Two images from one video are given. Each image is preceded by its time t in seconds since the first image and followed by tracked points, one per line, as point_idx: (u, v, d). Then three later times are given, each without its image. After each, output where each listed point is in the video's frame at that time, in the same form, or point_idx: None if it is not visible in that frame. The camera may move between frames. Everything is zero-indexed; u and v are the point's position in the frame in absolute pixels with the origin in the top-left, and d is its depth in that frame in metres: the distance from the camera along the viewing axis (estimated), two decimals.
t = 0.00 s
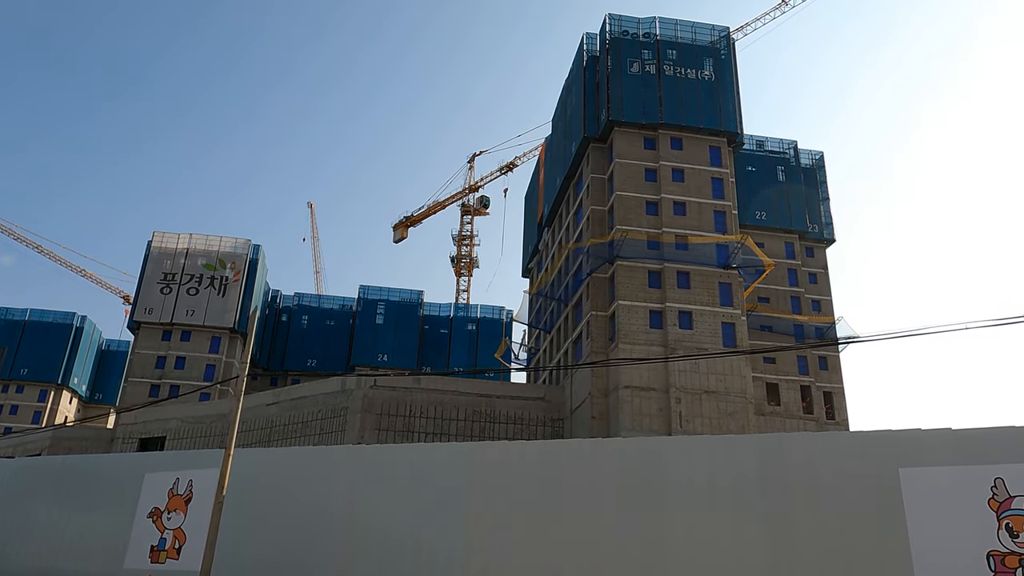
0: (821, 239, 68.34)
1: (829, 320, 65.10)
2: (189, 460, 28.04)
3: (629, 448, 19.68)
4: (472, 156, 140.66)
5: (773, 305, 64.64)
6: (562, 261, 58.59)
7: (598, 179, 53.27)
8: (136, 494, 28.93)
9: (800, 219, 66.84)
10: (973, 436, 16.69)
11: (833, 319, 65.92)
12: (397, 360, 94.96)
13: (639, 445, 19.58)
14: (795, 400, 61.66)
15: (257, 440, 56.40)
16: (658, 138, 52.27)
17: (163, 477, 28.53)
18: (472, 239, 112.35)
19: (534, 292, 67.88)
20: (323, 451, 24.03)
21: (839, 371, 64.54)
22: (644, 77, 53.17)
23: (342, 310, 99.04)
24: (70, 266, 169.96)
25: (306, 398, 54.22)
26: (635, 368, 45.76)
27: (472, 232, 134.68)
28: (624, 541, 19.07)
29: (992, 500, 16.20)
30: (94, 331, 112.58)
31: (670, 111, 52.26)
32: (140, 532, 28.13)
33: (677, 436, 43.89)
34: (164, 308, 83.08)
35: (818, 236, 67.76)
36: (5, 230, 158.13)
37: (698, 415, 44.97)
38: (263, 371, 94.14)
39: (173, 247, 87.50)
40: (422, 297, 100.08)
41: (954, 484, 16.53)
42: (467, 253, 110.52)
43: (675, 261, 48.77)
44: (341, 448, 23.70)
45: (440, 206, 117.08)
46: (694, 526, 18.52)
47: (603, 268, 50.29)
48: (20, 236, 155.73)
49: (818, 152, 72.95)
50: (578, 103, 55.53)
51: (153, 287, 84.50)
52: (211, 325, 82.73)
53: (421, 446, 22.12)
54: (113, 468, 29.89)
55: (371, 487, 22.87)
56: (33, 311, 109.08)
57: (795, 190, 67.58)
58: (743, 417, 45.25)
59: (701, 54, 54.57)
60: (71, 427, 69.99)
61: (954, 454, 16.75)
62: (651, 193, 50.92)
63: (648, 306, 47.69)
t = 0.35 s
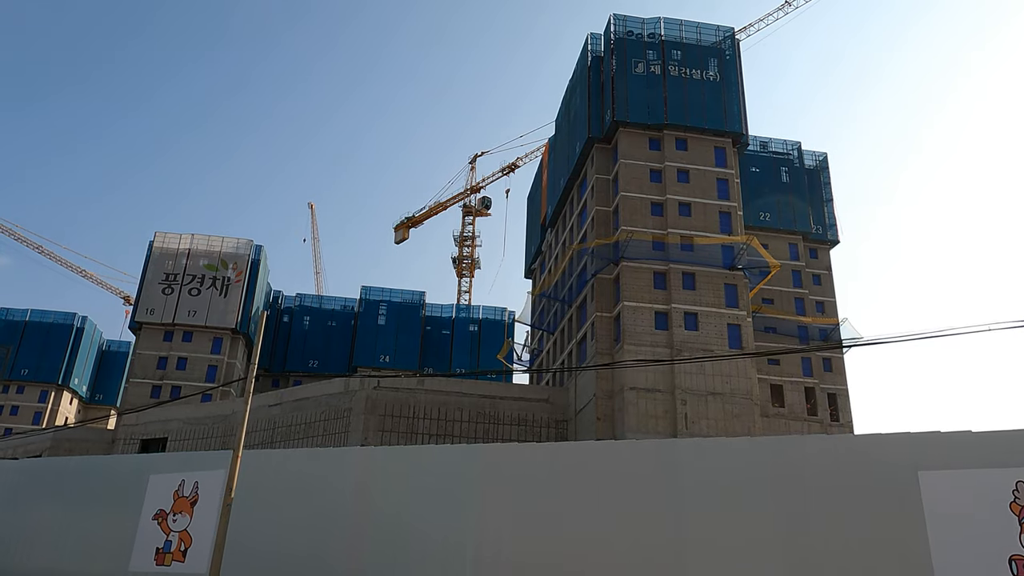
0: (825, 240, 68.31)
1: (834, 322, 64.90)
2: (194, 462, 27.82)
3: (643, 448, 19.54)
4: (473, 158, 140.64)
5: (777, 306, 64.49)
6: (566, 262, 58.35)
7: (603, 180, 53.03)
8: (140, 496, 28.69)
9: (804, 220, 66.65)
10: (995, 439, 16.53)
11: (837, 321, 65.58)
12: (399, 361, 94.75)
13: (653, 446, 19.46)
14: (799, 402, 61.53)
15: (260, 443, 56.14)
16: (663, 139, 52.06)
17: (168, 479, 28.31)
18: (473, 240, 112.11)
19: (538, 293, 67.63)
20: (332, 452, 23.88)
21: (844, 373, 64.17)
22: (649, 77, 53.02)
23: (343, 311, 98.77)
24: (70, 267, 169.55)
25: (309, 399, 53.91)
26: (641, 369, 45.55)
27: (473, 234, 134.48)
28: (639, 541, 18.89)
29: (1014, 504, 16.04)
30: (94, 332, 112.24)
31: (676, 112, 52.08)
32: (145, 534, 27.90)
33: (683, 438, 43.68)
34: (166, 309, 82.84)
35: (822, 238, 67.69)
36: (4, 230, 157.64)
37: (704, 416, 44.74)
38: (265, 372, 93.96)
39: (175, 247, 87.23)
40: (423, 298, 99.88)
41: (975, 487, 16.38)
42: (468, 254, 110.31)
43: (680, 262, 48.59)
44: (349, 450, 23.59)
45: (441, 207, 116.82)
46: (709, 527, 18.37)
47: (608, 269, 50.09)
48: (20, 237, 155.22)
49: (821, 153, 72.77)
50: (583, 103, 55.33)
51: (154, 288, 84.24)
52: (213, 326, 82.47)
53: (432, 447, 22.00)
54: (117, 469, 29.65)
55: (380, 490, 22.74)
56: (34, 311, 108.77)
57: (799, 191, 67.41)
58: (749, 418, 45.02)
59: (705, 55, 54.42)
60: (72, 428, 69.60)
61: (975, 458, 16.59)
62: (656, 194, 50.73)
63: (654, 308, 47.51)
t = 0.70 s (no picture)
0: (827, 242, 68.28)
1: (837, 324, 64.75)
2: (199, 463, 27.58)
3: (658, 449, 19.33)
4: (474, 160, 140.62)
5: (780, 309, 64.39)
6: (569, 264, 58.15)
7: (607, 181, 52.83)
8: (144, 499, 28.45)
9: (808, 222, 66.54)
10: (1016, 441, 16.31)
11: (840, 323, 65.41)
12: (400, 363, 94.54)
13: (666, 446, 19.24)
14: (803, 405, 61.39)
15: (262, 445, 55.84)
16: (667, 140, 51.90)
17: (173, 481, 28.06)
18: (474, 243, 111.91)
19: (540, 295, 67.44)
20: (339, 454, 23.66)
21: (847, 376, 63.89)
22: (653, 78, 52.86)
23: (344, 313, 98.50)
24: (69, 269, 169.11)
25: (311, 401, 53.60)
26: (646, 371, 45.37)
27: (474, 236, 134.44)
28: (653, 542, 18.68)
29: None
30: (93, 334, 111.88)
31: (680, 113, 51.93)
32: (149, 537, 27.66)
33: (688, 440, 43.50)
34: (167, 311, 82.53)
35: (824, 240, 67.68)
36: (4, 232, 157.24)
37: (710, 418, 44.56)
38: (267, 374, 93.77)
39: (176, 249, 86.91)
40: (424, 301, 99.77)
41: (997, 488, 16.17)
42: (469, 256, 110.14)
43: (685, 264, 48.41)
44: (357, 452, 23.35)
45: (441, 209, 116.58)
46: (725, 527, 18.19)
47: (612, 271, 49.91)
48: (20, 239, 154.74)
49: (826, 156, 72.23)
50: (587, 105, 55.15)
51: (155, 289, 83.95)
52: (214, 328, 82.18)
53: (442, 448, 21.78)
54: (120, 472, 29.39)
55: (390, 491, 22.51)
56: (33, 313, 108.43)
57: (802, 193, 67.29)
58: (754, 421, 44.83)
59: (709, 56, 54.30)
60: (72, 430, 69.24)
61: (996, 458, 16.37)
62: (660, 195, 50.57)
63: (658, 309, 47.33)
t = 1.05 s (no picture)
0: (834, 239, 68.01)
1: (844, 322, 64.53)
2: (210, 462, 27.45)
3: (677, 447, 19.22)
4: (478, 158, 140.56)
5: (788, 306, 64.11)
6: (576, 261, 57.91)
7: (614, 178, 52.60)
8: (154, 497, 28.30)
9: (814, 219, 66.35)
10: None
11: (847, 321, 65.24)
12: (405, 361, 94.41)
13: (685, 446, 19.12)
14: (810, 403, 61.12)
15: (268, 443, 55.69)
16: (675, 137, 51.70)
17: (183, 480, 27.92)
18: (478, 241, 111.60)
19: (546, 293, 67.28)
20: (352, 452, 23.53)
21: (855, 373, 63.84)
22: (660, 75, 52.64)
23: (349, 311, 98.35)
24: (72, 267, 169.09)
25: (318, 399, 53.46)
26: (654, 368, 45.20)
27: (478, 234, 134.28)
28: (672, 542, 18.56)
29: None
30: (98, 332, 111.75)
31: (687, 110, 51.69)
32: (159, 536, 27.51)
33: (697, 438, 43.32)
34: (172, 308, 82.41)
35: (831, 237, 67.40)
36: (7, 230, 157.29)
37: (719, 416, 44.36)
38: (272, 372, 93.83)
39: (180, 247, 86.77)
40: (429, 299, 99.45)
41: (1022, 486, 16.09)
42: (473, 254, 109.94)
43: (693, 261, 48.21)
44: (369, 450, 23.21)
45: (446, 207, 116.42)
46: (747, 529, 18.07)
47: (619, 268, 49.74)
48: (23, 237, 154.41)
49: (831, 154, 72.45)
50: (593, 102, 54.93)
51: (160, 287, 83.86)
52: (219, 325, 82.08)
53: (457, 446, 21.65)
54: (130, 470, 29.26)
55: (403, 489, 22.38)
56: (38, 311, 108.09)
57: (809, 190, 67.10)
58: (762, 419, 44.61)
59: (717, 53, 54.07)
60: (76, 428, 69.08)
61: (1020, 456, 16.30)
62: (667, 192, 50.37)
63: (667, 307, 47.14)
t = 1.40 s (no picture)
0: (842, 234, 67.71)
1: (852, 316, 64.31)
2: (221, 458, 27.36)
3: (698, 444, 19.27)
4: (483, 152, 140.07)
5: (795, 301, 63.84)
6: (583, 256, 57.70)
7: (622, 172, 52.33)
8: (165, 493, 28.23)
9: (823, 214, 65.99)
10: None
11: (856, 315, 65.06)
12: (411, 356, 94.46)
13: (706, 445, 19.23)
14: (818, 397, 60.88)
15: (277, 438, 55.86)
16: (683, 131, 51.44)
17: (194, 475, 27.86)
18: (483, 235, 111.38)
19: (553, 287, 67.12)
20: (367, 448, 23.49)
21: (863, 368, 63.84)
22: (669, 68, 52.34)
23: (354, 306, 98.37)
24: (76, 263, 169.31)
25: (326, 394, 53.38)
26: (663, 363, 45.05)
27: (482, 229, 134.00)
28: (691, 539, 18.71)
29: None
30: (103, 328, 111.74)
31: (696, 103, 51.40)
32: (171, 532, 27.45)
33: (707, 433, 43.17)
34: (178, 304, 82.36)
35: (839, 231, 67.11)
36: (12, 226, 157.47)
37: (728, 411, 44.19)
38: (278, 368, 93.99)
39: (186, 242, 86.64)
40: (434, 293, 99.30)
41: None
42: (479, 249, 109.76)
43: (702, 256, 47.99)
44: (386, 446, 23.17)
45: (450, 201, 116.21)
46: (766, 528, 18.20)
47: (628, 263, 49.54)
48: (28, 233, 154.36)
49: (839, 148, 71.91)
50: (601, 95, 54.64)
51: (166, 283, 83.82)
52: (226, 321, 82.00)
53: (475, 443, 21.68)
54: (141, 465, 29.16)
55: (422, 485, 22.34)
56: (42, 307, 108.50)
57: (816, 185, 66.75)
58: (772, 414, 44.41)
59: (725, 46, 53.75)
60: (83, 424, 69.09)
61: None
62: (676, 186, 50.14)
63: (676, 302, 46.96)
